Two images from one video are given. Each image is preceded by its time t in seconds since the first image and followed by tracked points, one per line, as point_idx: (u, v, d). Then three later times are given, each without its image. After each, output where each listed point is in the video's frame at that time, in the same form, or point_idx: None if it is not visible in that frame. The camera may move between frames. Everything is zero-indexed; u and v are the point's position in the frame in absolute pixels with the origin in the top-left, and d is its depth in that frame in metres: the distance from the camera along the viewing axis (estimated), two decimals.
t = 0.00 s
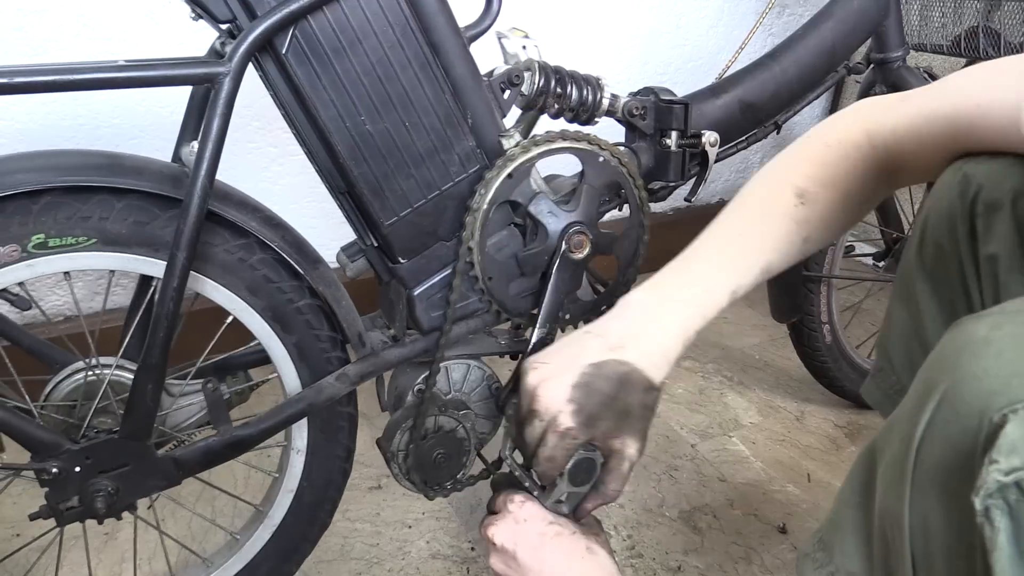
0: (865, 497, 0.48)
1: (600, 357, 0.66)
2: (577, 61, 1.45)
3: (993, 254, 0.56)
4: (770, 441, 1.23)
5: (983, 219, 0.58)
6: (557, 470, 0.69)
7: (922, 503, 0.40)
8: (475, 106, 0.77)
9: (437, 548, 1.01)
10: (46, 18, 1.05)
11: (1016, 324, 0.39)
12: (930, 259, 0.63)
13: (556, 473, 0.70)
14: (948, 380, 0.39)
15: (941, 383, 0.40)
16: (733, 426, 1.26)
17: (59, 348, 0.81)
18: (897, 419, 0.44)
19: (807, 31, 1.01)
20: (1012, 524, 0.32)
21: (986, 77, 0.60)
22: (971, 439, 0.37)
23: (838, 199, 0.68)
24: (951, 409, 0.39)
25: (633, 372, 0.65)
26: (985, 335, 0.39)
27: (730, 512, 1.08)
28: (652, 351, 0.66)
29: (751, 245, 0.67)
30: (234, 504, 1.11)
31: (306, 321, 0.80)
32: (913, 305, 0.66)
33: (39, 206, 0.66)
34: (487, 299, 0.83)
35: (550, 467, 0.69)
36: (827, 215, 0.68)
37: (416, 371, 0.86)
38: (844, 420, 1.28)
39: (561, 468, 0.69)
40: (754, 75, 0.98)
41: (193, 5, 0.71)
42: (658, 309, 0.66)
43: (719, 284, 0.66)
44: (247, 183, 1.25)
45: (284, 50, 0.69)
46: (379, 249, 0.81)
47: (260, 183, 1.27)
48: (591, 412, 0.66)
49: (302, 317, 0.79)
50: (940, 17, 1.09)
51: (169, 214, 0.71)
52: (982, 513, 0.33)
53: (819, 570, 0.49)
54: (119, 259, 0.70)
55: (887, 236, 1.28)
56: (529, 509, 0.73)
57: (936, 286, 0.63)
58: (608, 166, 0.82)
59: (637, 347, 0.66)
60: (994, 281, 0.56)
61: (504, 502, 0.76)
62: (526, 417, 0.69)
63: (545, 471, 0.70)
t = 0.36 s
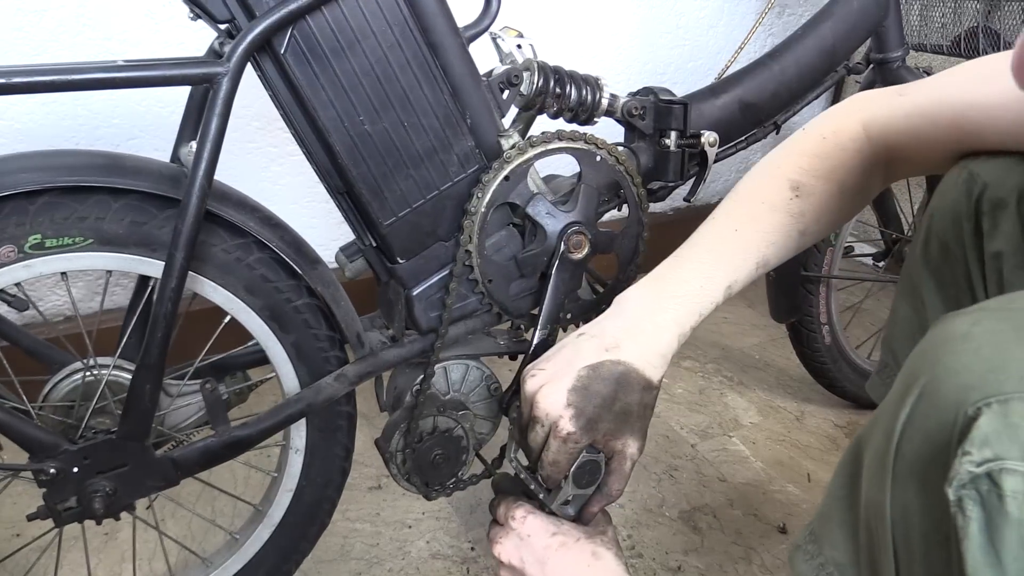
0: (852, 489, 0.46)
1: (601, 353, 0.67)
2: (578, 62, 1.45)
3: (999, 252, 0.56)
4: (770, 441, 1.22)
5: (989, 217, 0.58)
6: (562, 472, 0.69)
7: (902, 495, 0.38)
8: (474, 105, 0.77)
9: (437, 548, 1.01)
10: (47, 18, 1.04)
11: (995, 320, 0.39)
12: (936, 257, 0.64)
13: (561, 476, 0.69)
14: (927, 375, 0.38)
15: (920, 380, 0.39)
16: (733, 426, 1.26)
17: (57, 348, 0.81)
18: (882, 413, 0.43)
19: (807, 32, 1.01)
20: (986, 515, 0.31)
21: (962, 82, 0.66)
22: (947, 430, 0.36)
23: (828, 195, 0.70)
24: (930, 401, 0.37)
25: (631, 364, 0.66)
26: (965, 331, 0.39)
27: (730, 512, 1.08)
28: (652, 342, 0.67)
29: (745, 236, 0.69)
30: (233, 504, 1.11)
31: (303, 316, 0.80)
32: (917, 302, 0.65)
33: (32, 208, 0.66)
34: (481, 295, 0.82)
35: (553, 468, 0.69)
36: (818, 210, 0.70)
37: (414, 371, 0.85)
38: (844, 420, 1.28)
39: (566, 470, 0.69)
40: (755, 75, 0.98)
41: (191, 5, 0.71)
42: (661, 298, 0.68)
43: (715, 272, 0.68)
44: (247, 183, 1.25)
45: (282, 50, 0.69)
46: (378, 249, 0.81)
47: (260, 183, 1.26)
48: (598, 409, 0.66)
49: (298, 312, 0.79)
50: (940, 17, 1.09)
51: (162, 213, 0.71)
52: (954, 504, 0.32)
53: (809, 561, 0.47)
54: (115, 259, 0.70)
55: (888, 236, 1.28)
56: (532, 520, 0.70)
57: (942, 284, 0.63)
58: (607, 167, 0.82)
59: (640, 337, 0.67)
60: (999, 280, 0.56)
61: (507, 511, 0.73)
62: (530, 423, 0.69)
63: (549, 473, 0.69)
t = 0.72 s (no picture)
0: (842, 486, 0.47)
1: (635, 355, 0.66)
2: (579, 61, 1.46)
3: (988, 253, 0.57)
4: (770, 441, 1.23)
5: (980, 218, 0.59)
6: (588, 468, 0.69)
7: (892, 488, 0.39)
8: (485, 105, 0.78)
9: (437, 548, 1.01)
10: (46, 18, 1.05)
11: (975, 314, 0.40)
12: (929, 258, 0.65)
13: (586, 472, 0.69)
14: (912, 369, 0.39)
15: (906, 373, 0.40)
16: (733, 426, 1.26)
17: (68, 345, 0.81)
18: (869, 408, 0.44)
19: (813, 32, 1.02)
20: (974, 500, 0.32)
21: (983, 75, 0.62)
22: (932, 422, 0.37)
23: (857, 197, 0.68)
24: (914, 395, 0.39)
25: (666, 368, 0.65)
26: (948, 325, 0.40)
27: (730, 512, 1.08)
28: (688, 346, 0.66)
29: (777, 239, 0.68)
30: (234, 504, 1.11)
31: (322, 329, 0.80)
32: (909, 303, 0.67)
33: (64, 203, 0.67)
34: (495, 297, 0.83)
35: (580, 464, 0.68)
36: (846, 212, 0.69)
37: (424, 369, 0.86)
38: (843, 420, 1.29)
39: (591, 467, 0.68)
40: (761, 75, 0.99)
41: (205, 4, 0.71)
42: (696, 304, 0.67)
43: (748, 276, 0.67)
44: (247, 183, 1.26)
45: (296, 49, 0.69)
46: (389, 247, 0.82)
47: (260, 183, 1.27)
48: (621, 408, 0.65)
49: (317, 323, 0.80)
50: (943, 17, 1.10)
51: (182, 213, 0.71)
52: (943, 491, 0.33)
53: (804, 561, 0.48)
54: (138, 259, 0.71)
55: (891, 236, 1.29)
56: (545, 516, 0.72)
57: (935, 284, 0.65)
58: (612, 162, 0.82)
59: (674, 340, 0.66)
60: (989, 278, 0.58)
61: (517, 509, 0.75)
62: (558, 418, 0.69)
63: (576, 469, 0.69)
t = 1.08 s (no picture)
0: (854, 487, 0.46)
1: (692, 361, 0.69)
2: (579, 61, 1.45)
3: (995, 246, 0.57)
4: (769, 441, 1.23)
5: (986, 211, 0.58)
6: (632, 460, 0.68)
7: (907, 489, 0.38)
8: (485, 105, 0.77)
9: (437, 548, 1.01)
10: (47, 18, 1.05)
11: (998, 311, 0.37)
12: (936, 251, 0.63)
13: (627, 465, 0.69)
14: (930, 367, 0.38)
15: (923, 371, 0.38)
16: (733, 426, 1.26)
17: (67, 345, 0.81)
18: (884, 408, 0.43)
19: (813, 31, 1.02)
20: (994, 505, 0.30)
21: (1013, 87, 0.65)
22: (951, 423, 0.35)
23: (906, 218, 0.71)
24: (932, 394, 0.37)
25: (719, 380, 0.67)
26: (966, 323, 0.38)
27: (730, 512, 1.08)
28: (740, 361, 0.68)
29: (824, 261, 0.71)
30: (234, 504, 1.11)
31: (318, 321, 0.80)
32: (916, 298, 0.65)
33: (59, 204, 0.67)
34: (495, 297, 0.83)
35: (625, 454, 0.68)
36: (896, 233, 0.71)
37: (424, 369, 0.85)
38: (843, 420, 1.29)
39: (634, 461, 0.68)
40: (761, 75, 0.99)
41: (205, 4, 0.71)
42: (750, 318, 0.69)
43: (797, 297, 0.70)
44: (248, 183, 1.26)
45: (295, 49, 0.69)
46: (388, 247, 0.82)
47: (260, 183, 1.27)
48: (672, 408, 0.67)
49: (314, 317, 0.79)
50: (942, 17, 1.10)
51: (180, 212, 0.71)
52: (962, 494, 0.31)
53: (814, 560, 0.48)
54: (134, 259, 0.70)
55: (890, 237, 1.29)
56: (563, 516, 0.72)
57: (941, 279, 0.63)
58: (597, 154, 0.80)
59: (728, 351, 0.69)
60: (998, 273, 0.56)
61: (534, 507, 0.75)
62: (606, 412, 0.70)
63: (618, 460, 0.68)
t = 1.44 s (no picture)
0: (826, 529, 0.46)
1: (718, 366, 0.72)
2: (578, 61, 1.45)
3: (985, 242, 0.57)
4: (769, 441, 1.23)
5: (977, 208, 0.59)
6: (653, 456, 0.71)
7: (877, 538, 0.38)
8: (486, 105, 0.77)
9: (437, 548, 1.01)
10: (47, 18, 1.05)
11: (966, 355, 0.38)
12: (932, 246, 0.64)
13: (647, 461, 0.72)
14: (898, 416, 0.38)
15: (891, 420, 0.39)
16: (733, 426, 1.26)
17: (68, 345, 0.81)
18: (856, 449, 0.43)
19: (813, 32, 1.02)
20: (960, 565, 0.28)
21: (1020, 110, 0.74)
22: (917, 475, 0.35)
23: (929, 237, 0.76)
24: (899, 444, 0.37)
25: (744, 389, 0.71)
26: (937, 366, 0.39)
27: (730, 512, 1.08)
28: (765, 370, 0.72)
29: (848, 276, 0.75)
30: (234, 504, 1.11)
31: (320, 326, 0.80)
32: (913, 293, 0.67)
33: (64, 203, 0.67)
34: (498, 300, 0.83)
35: (647, 451, 0.71)
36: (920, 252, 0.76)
37: (424, 369, 0.86)
38: (843, 420, 1.29)
39: (655, 455, 0.71)
40: (762, 75, 0.99)
41: (206, 4, 0.71)
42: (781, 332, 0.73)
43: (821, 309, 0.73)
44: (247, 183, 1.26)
45: (296, 49, 0.69)
46: (389, 247, 0.81)
47: (260, 183, 1.27)
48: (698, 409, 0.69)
49: (317, 321, 0.80)
50: (943, 17, 1.10)
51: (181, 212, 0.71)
52: (927, 553, 0.29)
53: None
54: (135, 258, 0.70)
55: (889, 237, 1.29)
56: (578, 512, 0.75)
57: (935, 274, 0.64)
58: (589, 153, 0.80)
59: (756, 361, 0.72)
60: (986, 267, 0.57)
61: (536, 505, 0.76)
62: (628, 408, 0.72)
63: (639, 457, 0.71)
